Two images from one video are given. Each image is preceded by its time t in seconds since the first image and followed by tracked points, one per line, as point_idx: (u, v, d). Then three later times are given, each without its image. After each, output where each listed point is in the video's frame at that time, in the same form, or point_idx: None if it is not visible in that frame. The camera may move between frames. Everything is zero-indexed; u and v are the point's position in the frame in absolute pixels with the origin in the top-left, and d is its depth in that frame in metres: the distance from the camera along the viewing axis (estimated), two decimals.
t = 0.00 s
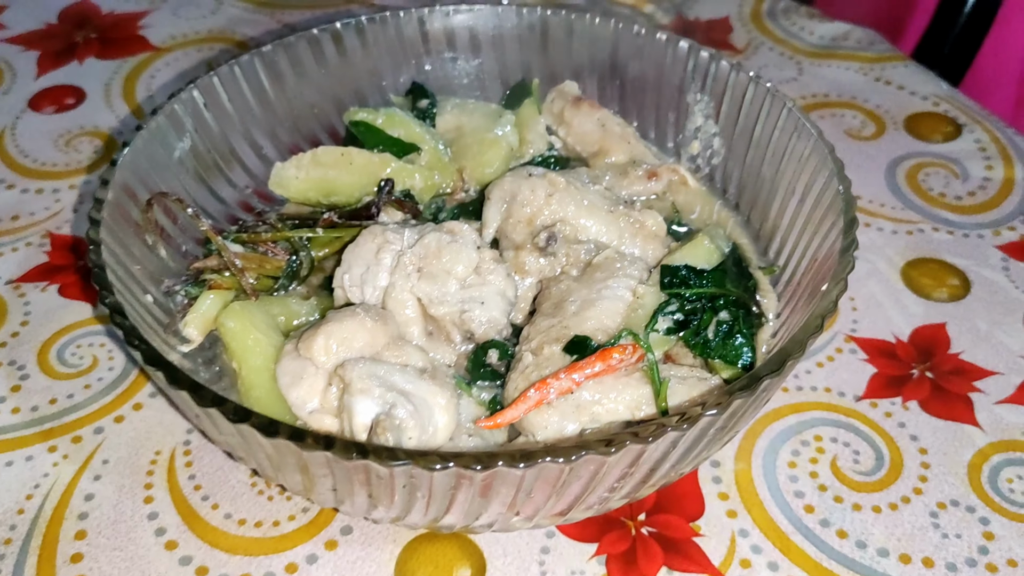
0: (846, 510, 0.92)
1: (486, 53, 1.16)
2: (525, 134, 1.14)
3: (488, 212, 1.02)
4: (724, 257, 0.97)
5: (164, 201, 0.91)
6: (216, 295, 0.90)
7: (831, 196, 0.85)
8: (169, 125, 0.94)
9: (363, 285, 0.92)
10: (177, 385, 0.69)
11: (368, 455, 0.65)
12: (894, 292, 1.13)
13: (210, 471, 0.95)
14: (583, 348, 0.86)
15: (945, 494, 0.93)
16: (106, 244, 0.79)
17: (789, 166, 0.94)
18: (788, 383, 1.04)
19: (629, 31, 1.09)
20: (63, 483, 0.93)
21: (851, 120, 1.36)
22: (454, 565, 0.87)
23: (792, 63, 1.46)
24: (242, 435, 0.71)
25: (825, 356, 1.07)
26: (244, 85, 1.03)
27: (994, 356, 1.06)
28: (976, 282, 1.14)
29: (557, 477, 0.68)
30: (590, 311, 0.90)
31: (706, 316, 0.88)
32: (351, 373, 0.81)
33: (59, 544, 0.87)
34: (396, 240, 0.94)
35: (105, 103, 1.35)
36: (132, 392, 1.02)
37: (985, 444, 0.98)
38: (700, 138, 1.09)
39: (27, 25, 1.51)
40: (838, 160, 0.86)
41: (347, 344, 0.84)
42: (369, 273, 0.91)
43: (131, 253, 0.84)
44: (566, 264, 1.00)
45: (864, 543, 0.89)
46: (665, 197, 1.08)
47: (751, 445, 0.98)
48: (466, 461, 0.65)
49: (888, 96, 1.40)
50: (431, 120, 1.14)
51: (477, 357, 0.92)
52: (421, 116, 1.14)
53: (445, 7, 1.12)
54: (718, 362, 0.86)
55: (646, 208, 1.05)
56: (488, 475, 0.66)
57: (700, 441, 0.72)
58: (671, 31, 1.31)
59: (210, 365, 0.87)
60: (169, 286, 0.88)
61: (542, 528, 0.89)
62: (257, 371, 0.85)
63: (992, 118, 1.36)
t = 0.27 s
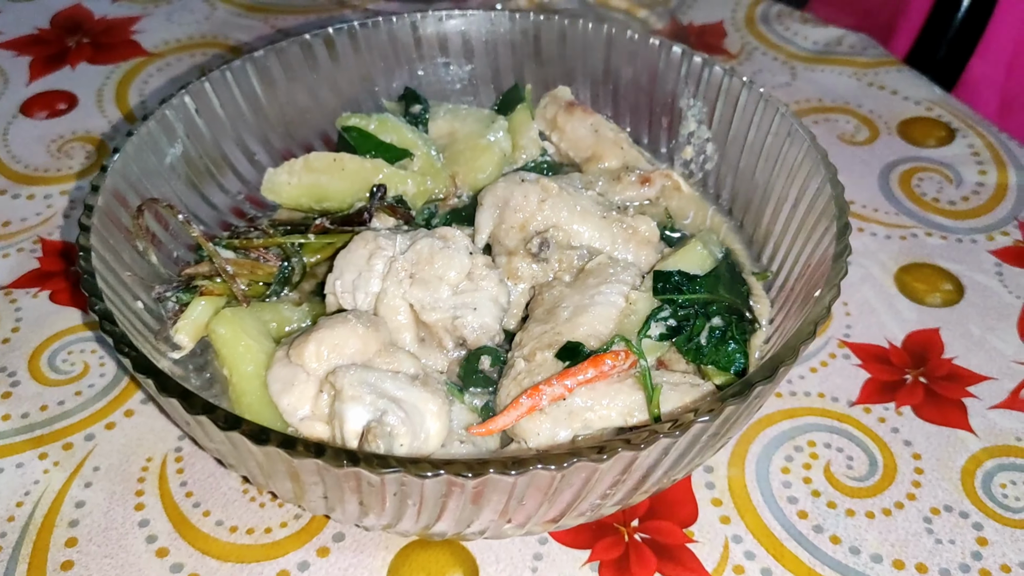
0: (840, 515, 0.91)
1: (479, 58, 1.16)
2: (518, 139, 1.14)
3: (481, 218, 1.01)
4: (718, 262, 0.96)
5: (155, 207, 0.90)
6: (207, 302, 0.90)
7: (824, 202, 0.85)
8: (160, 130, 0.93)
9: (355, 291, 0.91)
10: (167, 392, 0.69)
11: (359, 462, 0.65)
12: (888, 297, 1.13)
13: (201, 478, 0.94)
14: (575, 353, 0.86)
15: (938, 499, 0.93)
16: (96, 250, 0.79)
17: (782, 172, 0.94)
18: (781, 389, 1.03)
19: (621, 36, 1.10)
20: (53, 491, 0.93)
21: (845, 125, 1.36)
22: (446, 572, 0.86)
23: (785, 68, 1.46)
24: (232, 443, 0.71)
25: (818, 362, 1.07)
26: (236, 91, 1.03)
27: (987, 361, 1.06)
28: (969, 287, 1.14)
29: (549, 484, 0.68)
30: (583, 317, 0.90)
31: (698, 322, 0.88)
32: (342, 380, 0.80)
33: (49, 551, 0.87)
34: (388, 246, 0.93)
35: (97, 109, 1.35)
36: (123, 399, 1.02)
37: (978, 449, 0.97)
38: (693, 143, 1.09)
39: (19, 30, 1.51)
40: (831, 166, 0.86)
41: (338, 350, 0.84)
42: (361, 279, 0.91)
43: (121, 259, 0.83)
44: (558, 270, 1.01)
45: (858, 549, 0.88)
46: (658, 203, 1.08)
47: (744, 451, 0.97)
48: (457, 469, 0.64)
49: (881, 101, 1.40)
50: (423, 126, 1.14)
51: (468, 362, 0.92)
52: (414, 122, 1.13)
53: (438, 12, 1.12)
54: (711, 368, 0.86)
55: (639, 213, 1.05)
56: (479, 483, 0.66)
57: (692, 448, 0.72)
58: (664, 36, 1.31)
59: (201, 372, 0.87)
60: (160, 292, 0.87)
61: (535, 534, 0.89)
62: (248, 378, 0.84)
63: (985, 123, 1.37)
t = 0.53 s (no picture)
0: (830, 517, 0.91)
1: (470, 60, 1.16)
2: (508, 141, 1.14)
3: (470, 219, 1.02)
4: (707, 263, 0.96)
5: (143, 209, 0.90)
6: (195, 304, 0.90)
7: (813, 203, 0.85)
8: (149, 132, 0.93)
9: (344, 292, 0.92)
10: (153, 395, 0.68)
11: (345, 464, 0.64)
12: (879, 298, 1.13)
13: (190, 480, 0.94)
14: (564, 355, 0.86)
15: (929, 500, 0.93)
16: (83, 252, 0.78)
17: (771, 172, 0.94)
18: (772, 390, 1.03)
19: (612, 37, 1.09)
20: (41, 494, 0.92)
21: (837, 126, 1.36)
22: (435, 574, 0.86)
23: (777, 70, 1.46)
24: (218, 445, 0.70)
25: (809, 363, 1.07)
26: (226, 93, 1.03)
27: (978, 362, 1.06)
28: (960, 288, 1.14)
29: (536, 486, 0.67)
30: (572, 318, 0.90)
31: (687, 323, 0.88)
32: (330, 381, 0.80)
33: (37, 555, 0.87)
34: (377, 247, 0.93)
35: (88, 111, 1.35)
36: (112, 402, 1.01)
37: (969, 450, 0.97)
38: (684, 144, 1.09)
39: (10, 32, 1.50)
40: (821, 167, 0.86)
41: (326, 352, 0.84)
42: (350, 280, 0.91)
43: (109, 261, 0.83)
44: (548, 271, 1.01)
45: (848, 551, 0.88)
46: (648, 204, 1.07)
47: (734, 452, 0.97)
48: (443, 470, 0.64)
49: (873, 102, 1.40)
50: (413, 127, 1.14)
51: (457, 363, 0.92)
52: (404, 124, 1.13)
53: (429, 14, 1.12)
54: (700, 369, 0.86)
55: (629, 214, 1.05)
56: (465, 484, 0.65)
57: (681, 449, 0.72)
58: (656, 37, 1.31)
59: (189, 374, 0.87)
60: (149, 294, 0.87)
61: (525, 536, 0.88)
62: (236, 379, 0.84)
63: (977, 124, 1.37)
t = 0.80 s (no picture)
0: (823, 516, 0.91)
1: (462, 58, 1.15)
2: (500, 139, 1.14)
3: (462, 218, 1.01)
4: (699, 261, 0.96)
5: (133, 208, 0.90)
6: (185, 304, 0.89)
7: (805, 202, 0.85)
8: (139, 131, 0.93)
9: (334, 291, 0.92)
10: (141, 394, 0.68)
11: (333, 463, 0.64)
12: (872, 297, 1.13)
13: (181, 480, 0.93)
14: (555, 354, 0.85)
15: (922, 499, 0.92)
16: (72, 251, 0.78)
17: (764, 171, 0.94)
18: (765, 389, 1.03)
19: (604, 36, 1.09)
20: (31, 494, 0.92)
21: (830, 125, 1.36)
22: (427, 574, 0.86)
23: (771, 69, 1.46)
24: (206, 444, 0.70)
25: (802, 362, 1.06)
26: (216, 92, 1.02)
27: (972, 360, 1.06)
28: (954, 287, 1.14)
29: (526, 485, 0.67)
30: (563, 317, 0.89)
31: (679, 322, 0.87)
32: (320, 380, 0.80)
33: (26, 556, 0.86)
34: (368, 246, 0.93)
35: (80, 111, 1.34)
36: (103, 402, 1.01)
37: (962, 449, 0.97)
38: (676, 142, 1.09)
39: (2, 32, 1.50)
40: (812, 165, 0.86)
41: (316, 351, 0.83)
42: (340, 279, 0.91)
43: (98, 260, 0.83)
44: (540, 270, 1.00)
45: (841, 549, 0.88)
46: (640, 203, 1.08)
47: (727, 451, 0.97)
48: (432, 469, 0.64)
49: (866, 101, 1.40)
50: (405, 126, 1.13)
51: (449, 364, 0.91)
52: (395, 122, 1.13)
53: (420, 13, 1.12)
54: (691, 368, 0.85)
55: (621, 213, 1.05)
56: (454, 483, 0.65)
57: (671, 447, 0.72)
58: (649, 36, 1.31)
59: (179, 373, 0.86)
60: (138, 293, 0.86)
61: (517, 535, 0.88)
62: (226, 378, 0.84)
63: (970, 122, 1.37)
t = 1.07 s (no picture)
0: (823, 517, 0.91)
1: (460, 59, 1.15)
2: (499, 140, 1.14)
3: (461, 219, 1.01)
4: (698, 262, 0.96)
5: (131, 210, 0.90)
6: (183, 305, 0.89)
7: (804, 203, 0.85)
8: (137, 133, 0.93)
9: (333, 293, 0.91)
10: (140, 397, 0.68)
11: (333, 466, 0.64)
12: (871, 297, 1.13)
13: (180, 483, 0.93)
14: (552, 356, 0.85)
15: (922, 500, 0.92)
16: (70, 253, 0.78)
17: (763, 172, 0.94)
18: (764, 390, 1.03)
19: (603, 36, 1.09)
20: (30, 497, 0.92)
21: (829, 125, 1.36)
22: None
23: (770, 69, 1.46)
24: (205, 447, 0.70)
25: (802, 362, 1.06)
26: (215, 93, 1.02)
27: (971, 361, 1.06)
28: (954, 287, 1.14)
29: (526, 488, 0.67)
30: (563, 318, 0.89)
31: (679, 323, 0.87)
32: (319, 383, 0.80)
33: (25, 558, 0.86)
34: (366, 248, 0.93)
35: (78, 112, 1.34)
36: (102, 404, 1.01)
37: (962, 450, 0.97)
38: (675, 143, 1.09)
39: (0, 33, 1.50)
40: (812, 166, 0.86)
41: (315, 353, 0.83)
42: (339, 281, 0.90)
43: (97, 262, 0.83)
44: (539, 272, 1.00)
45: (841, 551, 0.88)
46: (639, 204, 1.08)
47: (727, 452, 0.97)
48: (432, 472, 0.64)
49: (865, 101, 1.40)
50: (404, 127, 1.13)
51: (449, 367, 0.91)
52: (394, 123, 1.13)
53: (419, 13, 1.12)
54: (691, 370, 0.85)
55: (620, 214, 1.05)
56: (454, 486, 0.65)
57: (671, 449, 0.71)
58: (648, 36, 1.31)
59: (178, 375, 0.86)
60: (137, 295, 0.86)
61: (517, 537, 0.88)
62: (226, 381, 0.84)
63: (969, 122, 1.37)
